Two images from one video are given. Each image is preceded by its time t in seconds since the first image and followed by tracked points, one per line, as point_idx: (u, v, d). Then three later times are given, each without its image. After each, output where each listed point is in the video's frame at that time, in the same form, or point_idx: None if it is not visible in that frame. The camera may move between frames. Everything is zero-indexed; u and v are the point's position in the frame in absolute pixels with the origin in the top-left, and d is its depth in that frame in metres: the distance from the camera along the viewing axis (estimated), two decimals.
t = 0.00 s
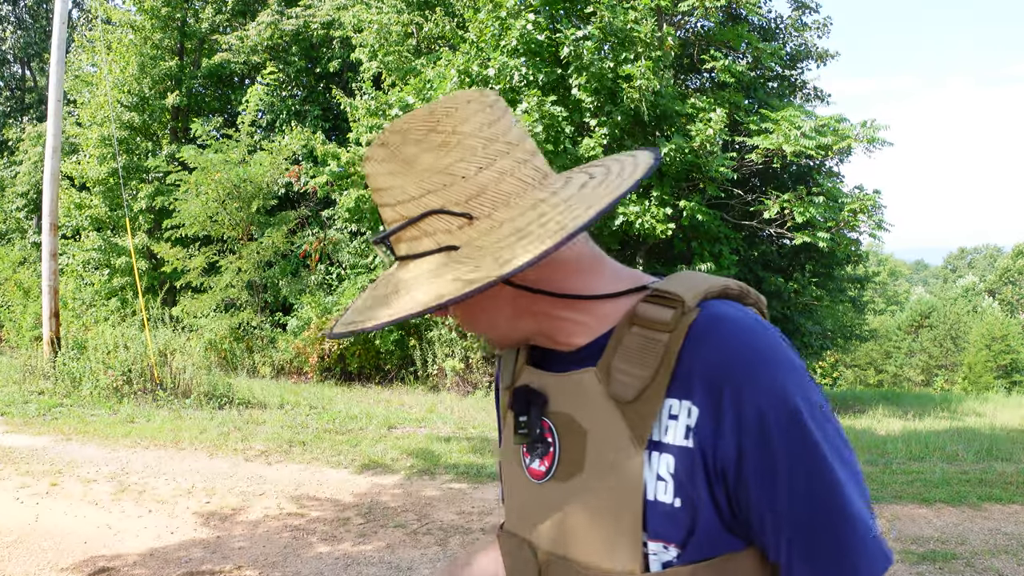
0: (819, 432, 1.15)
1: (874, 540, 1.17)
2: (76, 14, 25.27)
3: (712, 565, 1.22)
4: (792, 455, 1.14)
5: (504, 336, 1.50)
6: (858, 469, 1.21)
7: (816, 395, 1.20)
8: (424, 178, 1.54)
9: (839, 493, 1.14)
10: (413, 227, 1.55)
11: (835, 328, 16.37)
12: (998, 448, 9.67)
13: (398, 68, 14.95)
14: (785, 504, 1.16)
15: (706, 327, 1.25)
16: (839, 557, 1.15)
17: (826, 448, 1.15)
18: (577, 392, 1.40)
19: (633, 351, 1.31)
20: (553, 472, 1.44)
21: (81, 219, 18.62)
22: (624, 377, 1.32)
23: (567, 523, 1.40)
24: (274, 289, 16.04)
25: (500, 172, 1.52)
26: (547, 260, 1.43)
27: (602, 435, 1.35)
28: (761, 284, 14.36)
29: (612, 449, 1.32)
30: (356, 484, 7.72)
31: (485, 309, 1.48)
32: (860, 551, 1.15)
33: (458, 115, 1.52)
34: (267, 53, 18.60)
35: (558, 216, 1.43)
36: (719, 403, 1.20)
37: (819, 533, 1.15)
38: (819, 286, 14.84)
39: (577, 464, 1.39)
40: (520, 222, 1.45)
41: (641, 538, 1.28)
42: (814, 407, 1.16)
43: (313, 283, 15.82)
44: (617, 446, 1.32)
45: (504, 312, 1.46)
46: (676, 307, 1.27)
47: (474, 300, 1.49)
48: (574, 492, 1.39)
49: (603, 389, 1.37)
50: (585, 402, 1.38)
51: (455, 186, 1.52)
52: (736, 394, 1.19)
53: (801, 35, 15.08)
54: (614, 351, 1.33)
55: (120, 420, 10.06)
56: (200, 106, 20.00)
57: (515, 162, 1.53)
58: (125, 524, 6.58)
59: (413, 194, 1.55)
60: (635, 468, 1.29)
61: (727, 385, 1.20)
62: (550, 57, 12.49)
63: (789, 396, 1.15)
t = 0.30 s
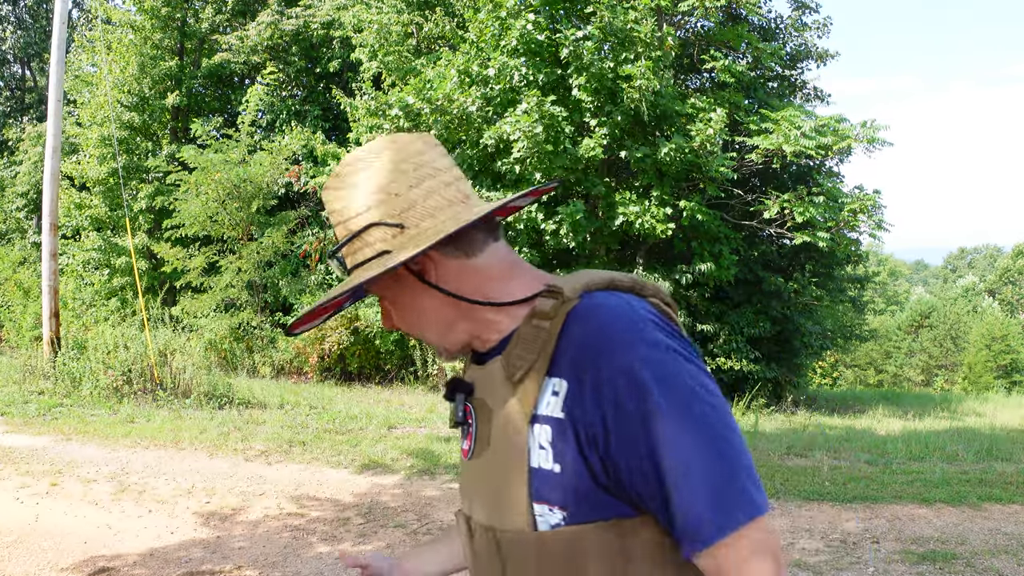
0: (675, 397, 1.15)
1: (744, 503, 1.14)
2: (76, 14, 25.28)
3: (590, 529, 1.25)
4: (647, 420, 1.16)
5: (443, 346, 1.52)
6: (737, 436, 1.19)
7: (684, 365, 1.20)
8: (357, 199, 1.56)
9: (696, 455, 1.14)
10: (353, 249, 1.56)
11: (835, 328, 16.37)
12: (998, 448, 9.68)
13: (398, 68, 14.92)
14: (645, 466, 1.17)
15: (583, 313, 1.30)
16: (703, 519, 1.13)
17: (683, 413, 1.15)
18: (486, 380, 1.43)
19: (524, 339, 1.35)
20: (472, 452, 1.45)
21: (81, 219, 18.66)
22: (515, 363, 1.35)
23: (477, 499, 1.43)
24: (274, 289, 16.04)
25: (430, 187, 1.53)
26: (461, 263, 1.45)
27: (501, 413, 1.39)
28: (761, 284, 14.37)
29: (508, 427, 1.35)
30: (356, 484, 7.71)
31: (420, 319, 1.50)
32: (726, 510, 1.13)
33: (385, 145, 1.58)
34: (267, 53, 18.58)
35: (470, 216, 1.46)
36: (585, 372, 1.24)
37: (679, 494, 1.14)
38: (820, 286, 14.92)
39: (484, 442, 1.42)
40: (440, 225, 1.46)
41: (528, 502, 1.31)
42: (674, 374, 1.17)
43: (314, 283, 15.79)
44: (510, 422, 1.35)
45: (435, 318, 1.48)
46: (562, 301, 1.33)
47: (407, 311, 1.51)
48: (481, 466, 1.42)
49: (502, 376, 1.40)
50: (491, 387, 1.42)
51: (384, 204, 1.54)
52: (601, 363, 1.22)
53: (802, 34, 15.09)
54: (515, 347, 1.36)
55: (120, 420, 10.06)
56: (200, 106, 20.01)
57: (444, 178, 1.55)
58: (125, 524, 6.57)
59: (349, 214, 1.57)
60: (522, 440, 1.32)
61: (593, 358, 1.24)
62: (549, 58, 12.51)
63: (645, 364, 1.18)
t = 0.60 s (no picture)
0: (545, 357, 1.25)
1: (619, 442, 1.19)
2: (75, 13, 25.26)
3: (509, 490, 1.40)
4: (525, 384, 1.26)
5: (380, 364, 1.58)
6: (616, 385, 1.25)
7: (557, 333, 1.27)
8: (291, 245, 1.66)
9: (567, 406, 1.21)
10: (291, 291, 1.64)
11: (835, 328, 16.36)
12: (999, 448, 9.66)
13: (398, 67, 14.87)
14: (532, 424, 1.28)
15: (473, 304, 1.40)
16: (580, 467, 1.19)
17: (551, 373, 1.23)
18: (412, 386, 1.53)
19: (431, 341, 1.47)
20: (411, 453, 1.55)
21: (80, 219, 18.65)
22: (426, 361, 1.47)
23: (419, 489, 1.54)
24: (274, 289, 15.99)
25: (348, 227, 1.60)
26: (382, 286, 1.53)
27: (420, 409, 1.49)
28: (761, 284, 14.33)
29: (428, 422, 1.47)
30: (355, 484, 7.70)
31: (353, 341, 1.57)
32: (599, 451, 1.19)
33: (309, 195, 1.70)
34: (267, 53, 18.55)
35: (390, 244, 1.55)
36: (473, 356, 1.35)
37: (557, 446, 1.22)
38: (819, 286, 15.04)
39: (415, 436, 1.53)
40: (357, 256, 1.55)
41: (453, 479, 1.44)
42: (543, 340, 1.26)
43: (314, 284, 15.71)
44: (430, 415, 1.47)
45: (365, 335, 1.54)
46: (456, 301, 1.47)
47: (344, 336, 1.59)
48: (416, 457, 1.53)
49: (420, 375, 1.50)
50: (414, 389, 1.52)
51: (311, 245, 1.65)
52: (484, 343, 1.33)
53: (802, 34, 15.07)
54: (429, 351, 1.45)
55: (119, 421, 10.04)
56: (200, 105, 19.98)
57: (366, 217, 1.62)
58: (124, 525, 6.55)
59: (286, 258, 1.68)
60: (439, 429, 1.45)
61: (478, 340, 1.34)
62: (549, 58, 12.49)
63: (517, 337, 1.28)
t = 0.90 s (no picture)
0: (468, 359, 1.26)
1: (547, 420, 1.19)
2: (75, 13, 25.26)
3: (463, 487, 1.39)
4: (451, 390, 1.27)
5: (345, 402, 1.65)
6: (541, 370, 1.25)
7: (478, 334, 1.28)
8: (254, 304, 1.80)
9: (493, 400, 1.22)
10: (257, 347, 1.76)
11: (835, 328, 16.36)
12: (999, 448, 9.67)
13: (398, 68, 14.86)
14: (466, 425, 1.28)
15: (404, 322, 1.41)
16: (512, 454, 1.20)
17: (473, 372, 1.24)
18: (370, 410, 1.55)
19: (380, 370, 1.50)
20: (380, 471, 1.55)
21: (80, 219, 18.69)
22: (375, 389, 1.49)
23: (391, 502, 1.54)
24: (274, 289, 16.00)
25: (301, 285, 1.73)
26: (334, 331, 1.62)
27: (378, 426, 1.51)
28: (761, 284, 14.34)
29: (383, 442, 1.48)
30: (355, 484, 7.69)
31: (318, 386, 1.66)
32: (528, 437, 1.19)
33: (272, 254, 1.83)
34: (267, 53, 18.54)
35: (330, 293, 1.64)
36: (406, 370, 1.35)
37: (489, 440, 1.22)
38: (820, 286, 15.05)
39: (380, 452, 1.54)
40: (306, 309, 1.64)
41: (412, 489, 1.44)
42: (465, 344, 1.28)
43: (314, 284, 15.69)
44: (383, 431, 1.47)
45: (325, 378, 1.62)
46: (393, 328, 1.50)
47: (309, 382, 1.69)
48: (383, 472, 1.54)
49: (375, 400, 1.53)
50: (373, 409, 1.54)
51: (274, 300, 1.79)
52: (412, 357, 1.34)
53: (802, 34, 15.08)
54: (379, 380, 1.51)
55: (119, 420, 10.03)
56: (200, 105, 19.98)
57: (314, 272, 1.75)
58: (124, 525, 6.54)
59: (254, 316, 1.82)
60: (393, 444, 1.46)
61: (407, 353, 1.35)
62: (550, 58, 12.49)
63: (440, 346, 1.30)
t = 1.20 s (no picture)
0: (441, 362, 1.27)
1: (523, 413, 1.20)
2: (75, 13, 25.28)
3: (443, 487, 1.39)
4: (425, 390, 1.28)
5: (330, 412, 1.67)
6: (515, 369, 1.26)
7: (455, 336, 1.30)
8: (243, 319, 1.88)
9: (466, 397, 1.22)
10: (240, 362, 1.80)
11: (836, 328, 16.35)
12: (1000, 448, 9.66)
13: (398, 68, 14.86)
14: (440, 424, 1.29)
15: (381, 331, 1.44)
16: (489, 449, 1.20)
17: (450, 374, 1.25)
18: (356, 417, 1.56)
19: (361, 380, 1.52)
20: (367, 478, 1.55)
21: (80, 219, 18.71)
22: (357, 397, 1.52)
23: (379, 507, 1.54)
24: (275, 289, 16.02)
25: (285, 296, 1.81)
26: (317, 341, 1.64)
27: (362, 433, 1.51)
28: (761, 284, 14.34)
29: (367, 446, 1.49)
30: (355, 484, 7.69)
31: (302, 396, 1.68)
32: (499, 431, 1.19)
33: (259, 273, 1.92)
34: (267, 53, 18.54)
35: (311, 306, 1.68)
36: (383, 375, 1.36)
37: (461, 438, 1.23)
38: (820, 286, 15.05)
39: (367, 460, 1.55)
40: (289, 321, 1.67)
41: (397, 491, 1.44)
42: (439, 348, 1.30)
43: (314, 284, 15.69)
44: (365, 436, 1.48)
45: (308, 388, 1.65)
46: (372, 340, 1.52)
47: (292, 394, 1.71)
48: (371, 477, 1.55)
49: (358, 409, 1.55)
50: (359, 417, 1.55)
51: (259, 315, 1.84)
52: (388, 364, 1.35)
53: (802, 34, 15.09)
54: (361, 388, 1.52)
55: (119, 421, 10.04)
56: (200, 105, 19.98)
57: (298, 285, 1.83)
58: (124, 525, 6.55)
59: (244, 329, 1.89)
60: (375, 447, 1.47)
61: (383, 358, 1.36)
62: (549, 58, 12.49)
63: (414, 349, 1.31)
